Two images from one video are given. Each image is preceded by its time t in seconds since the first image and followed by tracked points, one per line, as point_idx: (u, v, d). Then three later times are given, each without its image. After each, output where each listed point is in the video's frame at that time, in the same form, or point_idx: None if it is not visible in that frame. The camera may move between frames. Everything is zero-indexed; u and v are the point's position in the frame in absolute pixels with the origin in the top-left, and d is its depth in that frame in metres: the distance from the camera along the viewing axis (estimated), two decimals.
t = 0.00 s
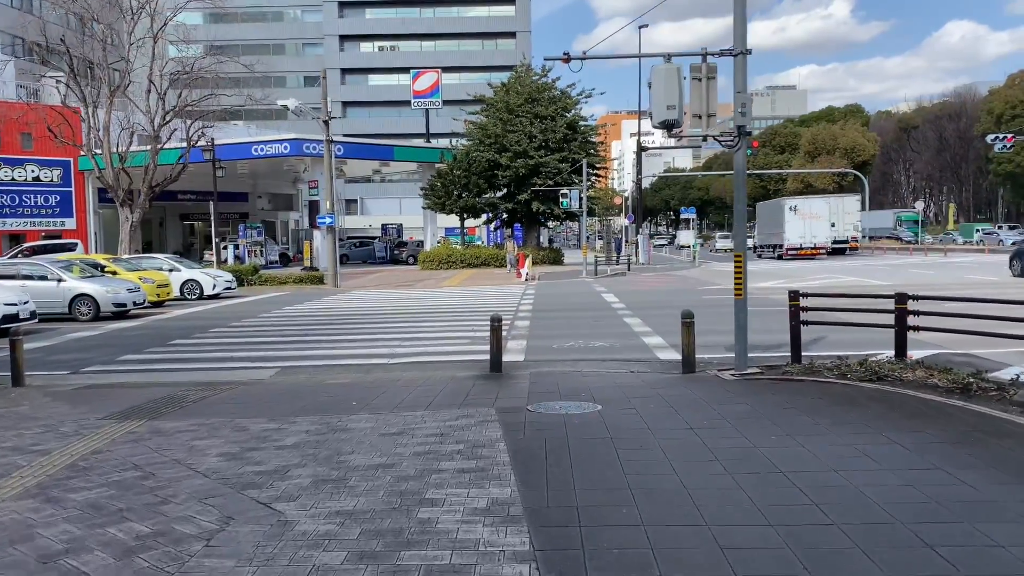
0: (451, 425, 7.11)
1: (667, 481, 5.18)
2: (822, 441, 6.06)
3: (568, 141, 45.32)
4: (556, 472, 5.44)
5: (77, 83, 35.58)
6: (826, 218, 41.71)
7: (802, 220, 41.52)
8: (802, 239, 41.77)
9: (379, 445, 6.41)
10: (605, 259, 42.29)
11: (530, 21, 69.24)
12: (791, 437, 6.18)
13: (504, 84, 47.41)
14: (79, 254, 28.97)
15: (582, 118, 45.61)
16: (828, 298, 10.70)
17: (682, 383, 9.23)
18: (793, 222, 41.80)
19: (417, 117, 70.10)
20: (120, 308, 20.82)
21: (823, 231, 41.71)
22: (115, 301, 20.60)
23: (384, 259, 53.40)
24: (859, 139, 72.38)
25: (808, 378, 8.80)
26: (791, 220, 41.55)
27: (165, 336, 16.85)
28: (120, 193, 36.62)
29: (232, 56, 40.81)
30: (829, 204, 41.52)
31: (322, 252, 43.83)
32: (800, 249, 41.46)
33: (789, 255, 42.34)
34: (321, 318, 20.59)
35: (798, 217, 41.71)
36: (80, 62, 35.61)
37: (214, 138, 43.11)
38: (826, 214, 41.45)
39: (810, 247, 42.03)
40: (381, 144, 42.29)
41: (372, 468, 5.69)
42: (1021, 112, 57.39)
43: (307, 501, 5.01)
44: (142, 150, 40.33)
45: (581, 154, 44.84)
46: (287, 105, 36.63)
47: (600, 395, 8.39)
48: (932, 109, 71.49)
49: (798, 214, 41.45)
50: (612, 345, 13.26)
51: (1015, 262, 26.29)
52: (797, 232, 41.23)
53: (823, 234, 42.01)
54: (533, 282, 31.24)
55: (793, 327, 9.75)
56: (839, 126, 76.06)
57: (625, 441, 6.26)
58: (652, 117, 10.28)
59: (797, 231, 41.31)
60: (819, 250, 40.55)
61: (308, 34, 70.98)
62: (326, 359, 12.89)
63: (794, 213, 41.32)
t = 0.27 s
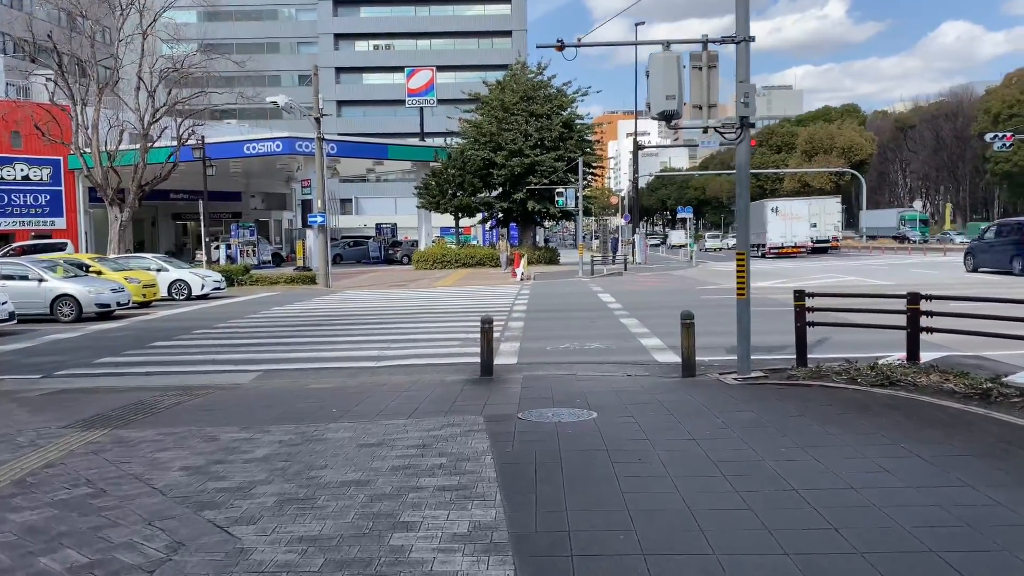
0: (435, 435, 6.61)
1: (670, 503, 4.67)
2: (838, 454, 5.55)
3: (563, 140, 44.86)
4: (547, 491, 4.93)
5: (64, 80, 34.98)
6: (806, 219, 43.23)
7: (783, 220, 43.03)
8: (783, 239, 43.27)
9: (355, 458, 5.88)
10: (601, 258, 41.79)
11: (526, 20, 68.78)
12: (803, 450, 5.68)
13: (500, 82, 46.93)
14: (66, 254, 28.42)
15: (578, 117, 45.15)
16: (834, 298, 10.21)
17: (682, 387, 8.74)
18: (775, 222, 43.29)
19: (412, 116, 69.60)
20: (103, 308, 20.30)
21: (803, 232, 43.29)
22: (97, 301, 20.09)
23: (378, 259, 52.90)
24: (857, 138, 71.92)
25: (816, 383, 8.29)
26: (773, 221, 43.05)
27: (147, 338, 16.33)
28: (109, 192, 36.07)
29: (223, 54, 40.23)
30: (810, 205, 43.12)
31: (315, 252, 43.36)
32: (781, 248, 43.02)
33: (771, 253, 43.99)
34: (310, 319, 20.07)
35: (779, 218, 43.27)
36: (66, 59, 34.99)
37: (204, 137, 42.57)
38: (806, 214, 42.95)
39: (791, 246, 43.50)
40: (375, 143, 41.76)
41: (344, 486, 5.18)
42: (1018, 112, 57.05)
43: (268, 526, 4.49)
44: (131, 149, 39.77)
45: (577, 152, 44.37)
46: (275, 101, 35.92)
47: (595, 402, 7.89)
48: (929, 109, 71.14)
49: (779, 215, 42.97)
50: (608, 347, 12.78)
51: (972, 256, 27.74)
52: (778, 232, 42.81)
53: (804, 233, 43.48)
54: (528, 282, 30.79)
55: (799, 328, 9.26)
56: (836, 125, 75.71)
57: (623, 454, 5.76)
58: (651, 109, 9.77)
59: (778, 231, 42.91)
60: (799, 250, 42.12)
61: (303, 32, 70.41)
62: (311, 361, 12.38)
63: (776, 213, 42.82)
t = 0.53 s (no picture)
0: (418, 456, 6.09)
1: (678, 540, 4.18)
2: (861, 481, 5.05)
3: (559, 140, 44.36)
4: (540, 527, 4.42)
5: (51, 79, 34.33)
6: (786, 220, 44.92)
7: (764, 222, 44.78)
8: (765, 240, 45.03)
9: (329, 486, 5.36)
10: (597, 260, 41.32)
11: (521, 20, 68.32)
12: (821, 475, 5.18)
13: (494, 82, 46.41)
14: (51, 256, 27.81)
15: (573, 117, 44.65)
16: (843, 304, 9.72)
17: (684, 400, 8.22)
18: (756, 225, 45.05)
19: (406, 116, 69.06)
20: (86, 312, 19.68)
21: (784, 232, 45.21)
22: (80, 305, 19.47)
23: (372, 260, 52.35)
24: (853, 138, 71.57)
25: (828, 396, 7.78)
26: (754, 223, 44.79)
27: (129, 344, 15.76)
28: (97, 193, 35.44)
29: (213, 53, 39.61)
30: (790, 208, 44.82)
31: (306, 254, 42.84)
32: (762, 249, 44.82)
33: (756, 254, 45.85)
34: (299, 323, 19.53)
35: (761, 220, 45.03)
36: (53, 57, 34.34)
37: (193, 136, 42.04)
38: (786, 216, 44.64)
39: (773, 247, 45.20)
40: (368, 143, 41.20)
41: (314, 520, 4.66)
42: (1014, 113, 56.74)
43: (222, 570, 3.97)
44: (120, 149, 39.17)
45: (572, 152, 43.88)
46: (264, 99, 35.15)
47: (591, 417, 7.38)
48: (926, 109, 70.83)
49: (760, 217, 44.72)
50: (605, 354, 12.26)
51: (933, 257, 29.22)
52: (761, 234, 44.56)
53: (785, 235, 45.16)
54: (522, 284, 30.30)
55: (806, 337, 8.75)
56: (832, 126, 75.42)
57: (624, 480, 5.23)
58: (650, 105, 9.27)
59: (760, 233, 44.67)
60: (778, 248, 43.44)
61: (296, 32, 69.79)
62: (294, 370, 11.84)
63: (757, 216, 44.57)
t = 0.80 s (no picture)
0: (400, 474, 5.56)
1: None
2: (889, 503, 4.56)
3: (553, 138, 43.84)
4: (533, 560, 3.91)
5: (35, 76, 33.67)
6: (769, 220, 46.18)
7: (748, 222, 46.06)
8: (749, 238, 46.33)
9: (299, 510, 4.84)
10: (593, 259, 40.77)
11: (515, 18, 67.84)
12: (844, 496, 4.69)
13: (487, 80, 45.88)
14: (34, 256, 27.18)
15: (568, 115, 44.12)
16: (852, 305, 9.22)
17: (688, 409, 7.70)
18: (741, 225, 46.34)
19: (399, 115, 68.48)
20: (66, 313, 19.08)
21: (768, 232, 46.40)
22: (60, 305, 18.86)
23: (364, 259, 51.75)
24: (849, 138, 71.20)
25: (841, 403, 7.29)
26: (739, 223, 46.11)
27: (107, 346, 15.16)
28: (83, 191, 34.77)
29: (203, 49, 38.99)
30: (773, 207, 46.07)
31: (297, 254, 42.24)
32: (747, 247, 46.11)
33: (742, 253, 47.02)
34: (286, 324, 18.95)
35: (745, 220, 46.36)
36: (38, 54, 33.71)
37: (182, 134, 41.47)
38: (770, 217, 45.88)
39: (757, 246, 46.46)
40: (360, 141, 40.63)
41: (279, 551, 4.14)
42: (1010, 112, 56.40)
43: None
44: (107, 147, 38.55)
45: (567, 151, 43.36)
46: (253, 95, 34.46)
47: (589, 427, 6.87)
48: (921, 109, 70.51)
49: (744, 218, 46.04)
50: (602, 358, 11.73)
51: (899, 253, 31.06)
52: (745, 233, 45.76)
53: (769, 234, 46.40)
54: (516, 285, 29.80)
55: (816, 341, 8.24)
56: (827, 125, 75.08)
57: (627, 501, 4.73)
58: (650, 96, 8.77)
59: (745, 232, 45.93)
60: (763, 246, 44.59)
61: (288, 30, 69.15)
62: (277, 375, 11.28)
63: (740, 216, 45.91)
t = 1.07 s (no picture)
0: (377, 502, 5.07)
1: None
2: (919, 540, 4.09)
3: (547, 138, 43.33)
4: None
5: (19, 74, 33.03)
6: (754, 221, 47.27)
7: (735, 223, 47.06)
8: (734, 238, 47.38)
9: (261, 548, 4.34)
10: (587, 260, 40.26)
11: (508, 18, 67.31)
12: (867, 532, 4.22)
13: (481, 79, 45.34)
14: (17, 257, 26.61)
15: (562, 114, 43.60)
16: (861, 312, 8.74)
17: (690, 423, 7.22)
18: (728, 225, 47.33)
19: (392, 115, 67.92)
20: (45, 318, 18.53)
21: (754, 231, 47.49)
22: (39, 309, 18.34)
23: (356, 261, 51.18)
24: (844, 138, 70.84)
25: (854, 419, 6.81)
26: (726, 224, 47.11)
27: (85, 352, 14.63)
28: (69, 192, 34.16)
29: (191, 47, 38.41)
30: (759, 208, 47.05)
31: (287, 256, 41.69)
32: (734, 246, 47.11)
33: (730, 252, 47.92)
34: (273, 328, 18.41)
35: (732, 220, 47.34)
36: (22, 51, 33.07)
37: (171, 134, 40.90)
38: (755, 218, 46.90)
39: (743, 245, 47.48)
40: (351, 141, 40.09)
41: None
42: (1006, 113, 56.03)
43: None
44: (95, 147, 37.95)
45: (561, 151, 42.85)
46: (241, 92, 33.78)
47: (584, 446, 6.38)
48: (915, 109, 70.18)
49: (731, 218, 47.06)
50: (597, 365, 11.25)
51: (862, 253, 32.71)
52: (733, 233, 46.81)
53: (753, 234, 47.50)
54: (509, 287, 29.29)
55: (825, 351, 7.77)
56: (822, 125, 74.74)
57: (628, 538, 4.25)
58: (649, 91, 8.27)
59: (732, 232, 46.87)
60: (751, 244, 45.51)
61: (281, 29, 68.49)
62: (257, 384, 10.78)
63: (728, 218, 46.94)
